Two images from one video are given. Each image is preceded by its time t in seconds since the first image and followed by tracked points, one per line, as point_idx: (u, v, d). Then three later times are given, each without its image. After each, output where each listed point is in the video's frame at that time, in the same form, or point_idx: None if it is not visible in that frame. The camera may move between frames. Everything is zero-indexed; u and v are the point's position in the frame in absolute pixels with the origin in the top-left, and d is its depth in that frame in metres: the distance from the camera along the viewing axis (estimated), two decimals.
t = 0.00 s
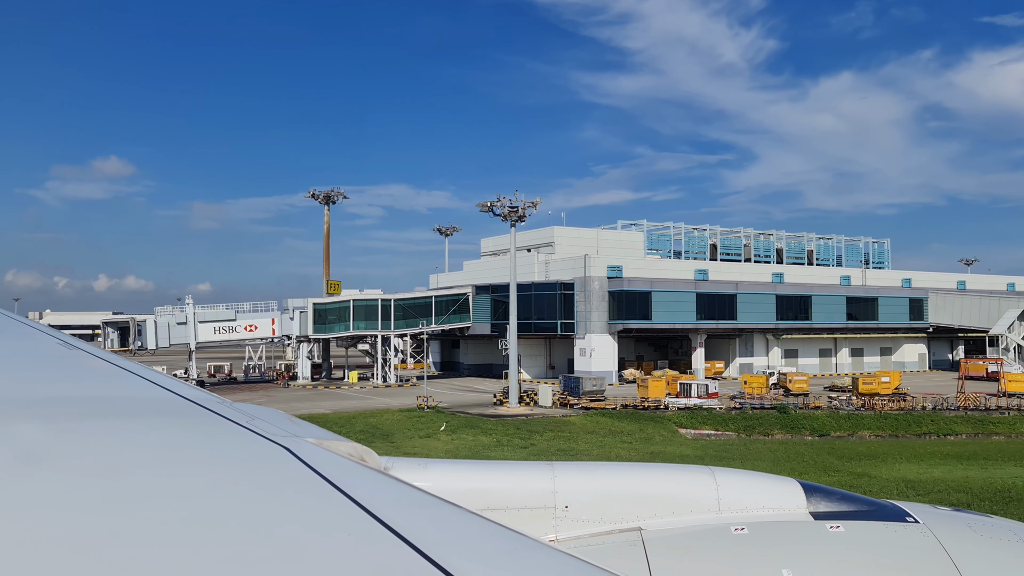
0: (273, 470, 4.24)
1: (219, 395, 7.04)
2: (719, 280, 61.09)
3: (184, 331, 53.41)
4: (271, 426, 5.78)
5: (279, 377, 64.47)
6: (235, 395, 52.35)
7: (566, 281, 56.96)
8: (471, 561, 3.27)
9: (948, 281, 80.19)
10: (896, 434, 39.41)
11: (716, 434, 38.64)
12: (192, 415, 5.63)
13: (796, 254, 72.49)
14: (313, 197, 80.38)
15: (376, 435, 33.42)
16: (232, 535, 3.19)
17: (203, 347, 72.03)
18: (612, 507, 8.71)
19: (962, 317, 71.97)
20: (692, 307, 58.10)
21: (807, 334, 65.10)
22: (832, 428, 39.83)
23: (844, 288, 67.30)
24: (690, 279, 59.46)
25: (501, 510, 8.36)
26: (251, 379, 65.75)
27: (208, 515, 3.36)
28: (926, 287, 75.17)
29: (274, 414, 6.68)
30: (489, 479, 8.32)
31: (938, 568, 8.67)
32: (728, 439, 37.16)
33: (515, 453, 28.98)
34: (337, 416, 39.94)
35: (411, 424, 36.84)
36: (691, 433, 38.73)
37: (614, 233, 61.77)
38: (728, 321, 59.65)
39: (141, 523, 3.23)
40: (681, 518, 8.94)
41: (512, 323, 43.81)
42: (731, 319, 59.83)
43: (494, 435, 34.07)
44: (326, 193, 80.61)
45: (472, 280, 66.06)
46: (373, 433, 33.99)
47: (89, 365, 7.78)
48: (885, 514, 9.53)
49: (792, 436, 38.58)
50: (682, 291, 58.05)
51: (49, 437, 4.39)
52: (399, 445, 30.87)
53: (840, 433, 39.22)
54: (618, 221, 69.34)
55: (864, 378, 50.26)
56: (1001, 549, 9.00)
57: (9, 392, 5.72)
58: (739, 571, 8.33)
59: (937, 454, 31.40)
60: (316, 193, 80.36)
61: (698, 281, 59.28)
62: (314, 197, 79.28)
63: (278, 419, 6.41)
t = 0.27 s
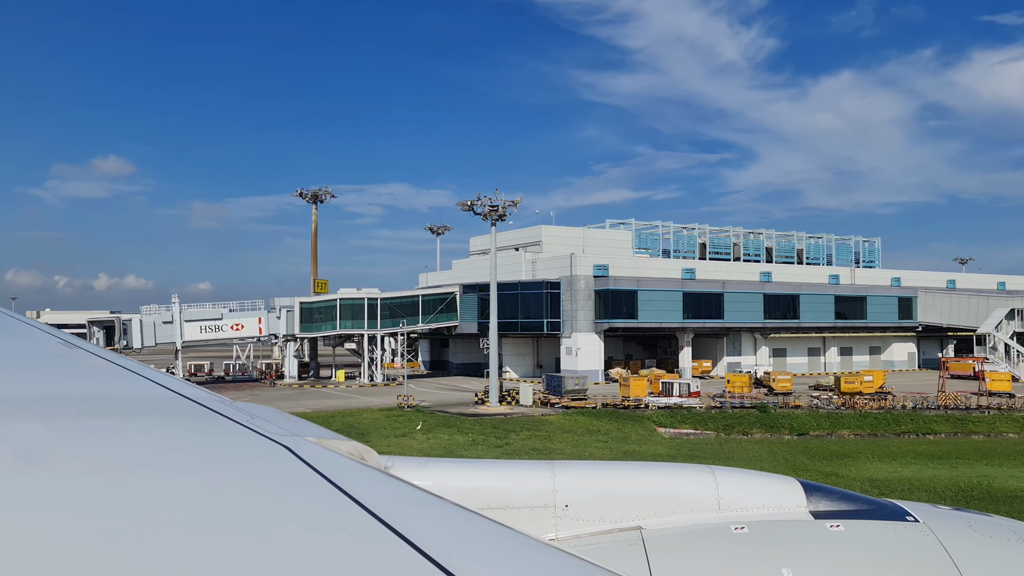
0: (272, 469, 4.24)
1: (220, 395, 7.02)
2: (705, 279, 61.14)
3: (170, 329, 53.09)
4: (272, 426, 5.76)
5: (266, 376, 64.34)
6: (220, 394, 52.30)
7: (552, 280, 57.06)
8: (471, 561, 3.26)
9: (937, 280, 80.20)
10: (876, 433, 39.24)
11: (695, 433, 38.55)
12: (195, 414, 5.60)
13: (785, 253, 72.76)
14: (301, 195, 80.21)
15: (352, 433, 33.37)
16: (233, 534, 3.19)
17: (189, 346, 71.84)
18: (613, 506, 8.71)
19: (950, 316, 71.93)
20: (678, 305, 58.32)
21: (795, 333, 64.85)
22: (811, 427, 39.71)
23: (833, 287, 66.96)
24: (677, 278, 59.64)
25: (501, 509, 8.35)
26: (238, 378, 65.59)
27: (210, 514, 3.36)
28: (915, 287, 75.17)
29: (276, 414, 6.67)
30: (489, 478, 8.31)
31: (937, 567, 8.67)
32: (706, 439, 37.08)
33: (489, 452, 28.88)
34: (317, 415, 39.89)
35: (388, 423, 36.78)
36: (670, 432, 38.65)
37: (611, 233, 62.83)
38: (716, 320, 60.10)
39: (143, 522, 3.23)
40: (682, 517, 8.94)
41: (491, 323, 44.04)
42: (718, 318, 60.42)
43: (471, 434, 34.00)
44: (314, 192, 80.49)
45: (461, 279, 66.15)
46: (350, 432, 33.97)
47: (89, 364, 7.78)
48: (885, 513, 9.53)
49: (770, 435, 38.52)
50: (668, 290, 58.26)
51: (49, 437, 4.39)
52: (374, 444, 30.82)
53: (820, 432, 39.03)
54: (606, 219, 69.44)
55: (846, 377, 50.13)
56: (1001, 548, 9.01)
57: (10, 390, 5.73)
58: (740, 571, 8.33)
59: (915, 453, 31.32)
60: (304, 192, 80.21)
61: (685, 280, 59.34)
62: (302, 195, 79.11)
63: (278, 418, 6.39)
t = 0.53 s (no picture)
0: (271, 468, 4.24)
1: (220, 394, 7.02)
2: (692, 278, 60.36)
3: (156, 330, 51.09)
4: (271, 425, 5.77)
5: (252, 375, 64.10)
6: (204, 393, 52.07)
7: (538, 279, 57.08)
8: (470, 559, 3.27)
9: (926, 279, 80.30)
10: (855, 433, 39.08)
11: (675, 433, 38.29)
12: (195, 414, 5.59)
13: (774, 251, 72.97)
14: (289, 195, 80.11)
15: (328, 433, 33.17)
16: (235, 533, 3.20)
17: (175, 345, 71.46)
18: (613, 504, 8.73)
19: (940, 315, 71.53)
20: (664, 304, 57.93)
21: (784, 332, 64.37)
22: (790, 426, 39.51)
23: (822, 285, 66.07)
24: (664, 277, 59.29)
25: (500, 508, 8.34)
26: (224, 377, 65.34)
27: (215, 513, 3.38)
28: (904, 285, 75.21)
29: (275, 413, 6.67)
30: (489, 476, 8.32)
31: (937, 564, 8.67)
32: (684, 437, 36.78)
33: (463, 451, 28.70)
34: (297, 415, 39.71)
35: (365, 422, 36.64)
36: (648, 429, 38.34)
37: (599, 232, 62.83)
38: (703, 320, 59.33)
39: (149, 521, 3.24)
40: (682, 515, 8.95)
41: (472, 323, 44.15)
42: (705, 318, 59.57)
43: (447, 433, 33.78)
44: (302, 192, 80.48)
45: (450, 278, 66.14)
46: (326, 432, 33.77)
47: (87, 364, 7.76)
48: (885, 511, 9.53)
49: (749, 434, 38.36)
50: (655, 289, 57.70)
51: (49, 437, 4.39)
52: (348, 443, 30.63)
53: (799, 431, 38.80)
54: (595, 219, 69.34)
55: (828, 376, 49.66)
56: (1002, 545, 9.01)
57: (7, 390, 5.72)
58: (742, 570, 8.32)
59: (893, 452, 31.21)
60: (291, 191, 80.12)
61: (672, 279, 58.98)
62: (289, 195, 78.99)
63: (278, 416, 6.40)
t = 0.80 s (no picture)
0: (271, 467, 4.24)
1: (221, 393, 7.02)
2: (679, 276, 60.68)
3: (142, 327, 51.88)
4: (272, 424, 5.76)
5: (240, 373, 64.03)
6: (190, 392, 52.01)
7: (525, 278, 56.98)
8: (471, 558, 3.26)
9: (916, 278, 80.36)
10: (835, 430, 38.41)
11: (654, 430, 37.96)
12: (197, 413, 5.60)
13: (763, 249, 73.12)
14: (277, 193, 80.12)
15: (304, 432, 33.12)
16: (238, 532, 3.20)
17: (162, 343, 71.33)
18: (614, 503, 8.73)
19: (929, 313, 71.29)
20: (651, 302, 58.54)
21: (772, 330, 64.57)
22: (770, 424, 39.07)
23: (811, 284, 65.96)
24: (650, 275, 59.81)
25: (499, 507, 8.34)
26: (212, 376, 65.28)
27: (217, 513, 3.37)
28: (894, 284, 75.24)
29: (275, 412, 6.67)
30: (490, 475, 8.32)
31: (937, 564, 8.65)
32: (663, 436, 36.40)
33: (438, 451, 28.66)
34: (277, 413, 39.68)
35: (342, 421, 36.59)
36: (626, 428, 37.98)
37: (588, 231, 62.71)
38: (691, 319, 59.23)
39: (152, 521, 3.25)
40: (682, 513, 8.97)
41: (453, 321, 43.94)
42: (691, 316, 59.41)
43: (422, 432, 33.58)
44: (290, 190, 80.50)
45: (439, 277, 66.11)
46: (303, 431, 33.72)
47: (85, 362, 7.75)
48: (885, 510, 9.54)
49: (729, 433, 37.88)
50: (642, 287, 58.53)
51: (51, 435, 4.39)
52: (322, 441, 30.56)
53: (778, 429, 38.23)
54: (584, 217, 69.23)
55: (811, 376, 50.54)
56: (1003, 546, 8.96)
57: (9, 389, 5.73)
58: (741, 565, 8.36)
59: (868, 451, 30.89)
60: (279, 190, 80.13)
61: (658, 277, 59.50)
62: (276, 193, 78.96)
63: (279, 415, 6.39)
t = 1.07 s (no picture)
0: (271, 466, 4.24)
1: (221, 393, 7.03)
2: (666, 275, 61.30)
3: (129, 327, 51.50)
4: (272, 423, 5.76)
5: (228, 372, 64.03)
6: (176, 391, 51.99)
7: (511, 277, 57.12)
8: (470, 557, 3.26)
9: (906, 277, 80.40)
10: (813, 430, 38.40)
11: (633, 430, 37.98)
12: (197, 412, 5.60)
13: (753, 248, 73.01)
14: (265, 192, 80.07)
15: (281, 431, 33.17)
16: (236, 532, 3.20)
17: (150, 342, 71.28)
18: (615, 502, 8.73)
19: (919, 312, 70.53)
20: (638, 302, 58.81)
21: (760, 329, 64.95)
22: (750, 424, 39.14)
23: (799, 283, 66.93)
24: (638, 274, 60.03)
25: (500, 506, 8.36)
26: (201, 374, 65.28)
27: (217, 513, 3.37)
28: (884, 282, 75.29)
29: (276, 411, 6.68)
30: (489, 474, 8.32)
31: (937, 564, 8.63)
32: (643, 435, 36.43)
33: (415, 449, 28.83)
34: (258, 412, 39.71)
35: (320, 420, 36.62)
36: (608, 428, 37.98)
37: (577, 230, 62.72)
38: (678, 317, 60.42)
39: (152, 519, 3.25)
40: (682, 512, 8.98)
41: (434, 320, 44.14)
42: (679, 314, 60.57)
43: (399, 431, 33.45)
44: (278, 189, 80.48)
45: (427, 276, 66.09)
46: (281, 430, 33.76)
47: (86, 362, 7.77)
48: (885, 509, 9.55)
49: (708, 432, 37.78)
50: (629, 286, 58.83)
51: (51, 435, 4.40)
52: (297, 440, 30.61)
53: (757, 428, 38.28)
54: (573, 216, 69.15)
55: (794, 375, 50.34)
56: (1005, 545, 8.95)
57: (10, 389, 5.74)
58: (740, 563, 8.35)
59: (842, 449, 30.79)
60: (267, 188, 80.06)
61: (646, 276, 59.74)
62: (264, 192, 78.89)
63: (279, 415, 6.40)
